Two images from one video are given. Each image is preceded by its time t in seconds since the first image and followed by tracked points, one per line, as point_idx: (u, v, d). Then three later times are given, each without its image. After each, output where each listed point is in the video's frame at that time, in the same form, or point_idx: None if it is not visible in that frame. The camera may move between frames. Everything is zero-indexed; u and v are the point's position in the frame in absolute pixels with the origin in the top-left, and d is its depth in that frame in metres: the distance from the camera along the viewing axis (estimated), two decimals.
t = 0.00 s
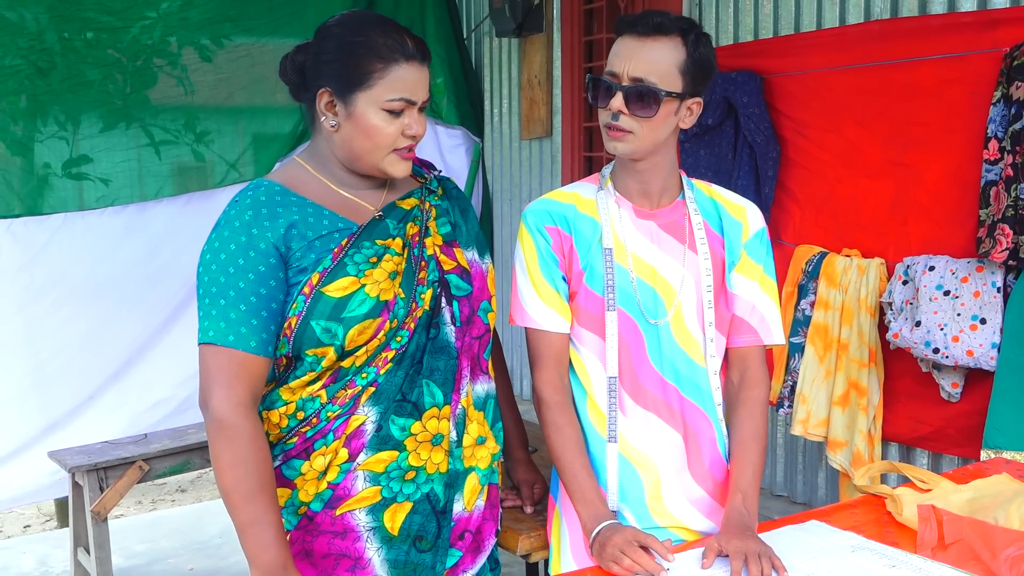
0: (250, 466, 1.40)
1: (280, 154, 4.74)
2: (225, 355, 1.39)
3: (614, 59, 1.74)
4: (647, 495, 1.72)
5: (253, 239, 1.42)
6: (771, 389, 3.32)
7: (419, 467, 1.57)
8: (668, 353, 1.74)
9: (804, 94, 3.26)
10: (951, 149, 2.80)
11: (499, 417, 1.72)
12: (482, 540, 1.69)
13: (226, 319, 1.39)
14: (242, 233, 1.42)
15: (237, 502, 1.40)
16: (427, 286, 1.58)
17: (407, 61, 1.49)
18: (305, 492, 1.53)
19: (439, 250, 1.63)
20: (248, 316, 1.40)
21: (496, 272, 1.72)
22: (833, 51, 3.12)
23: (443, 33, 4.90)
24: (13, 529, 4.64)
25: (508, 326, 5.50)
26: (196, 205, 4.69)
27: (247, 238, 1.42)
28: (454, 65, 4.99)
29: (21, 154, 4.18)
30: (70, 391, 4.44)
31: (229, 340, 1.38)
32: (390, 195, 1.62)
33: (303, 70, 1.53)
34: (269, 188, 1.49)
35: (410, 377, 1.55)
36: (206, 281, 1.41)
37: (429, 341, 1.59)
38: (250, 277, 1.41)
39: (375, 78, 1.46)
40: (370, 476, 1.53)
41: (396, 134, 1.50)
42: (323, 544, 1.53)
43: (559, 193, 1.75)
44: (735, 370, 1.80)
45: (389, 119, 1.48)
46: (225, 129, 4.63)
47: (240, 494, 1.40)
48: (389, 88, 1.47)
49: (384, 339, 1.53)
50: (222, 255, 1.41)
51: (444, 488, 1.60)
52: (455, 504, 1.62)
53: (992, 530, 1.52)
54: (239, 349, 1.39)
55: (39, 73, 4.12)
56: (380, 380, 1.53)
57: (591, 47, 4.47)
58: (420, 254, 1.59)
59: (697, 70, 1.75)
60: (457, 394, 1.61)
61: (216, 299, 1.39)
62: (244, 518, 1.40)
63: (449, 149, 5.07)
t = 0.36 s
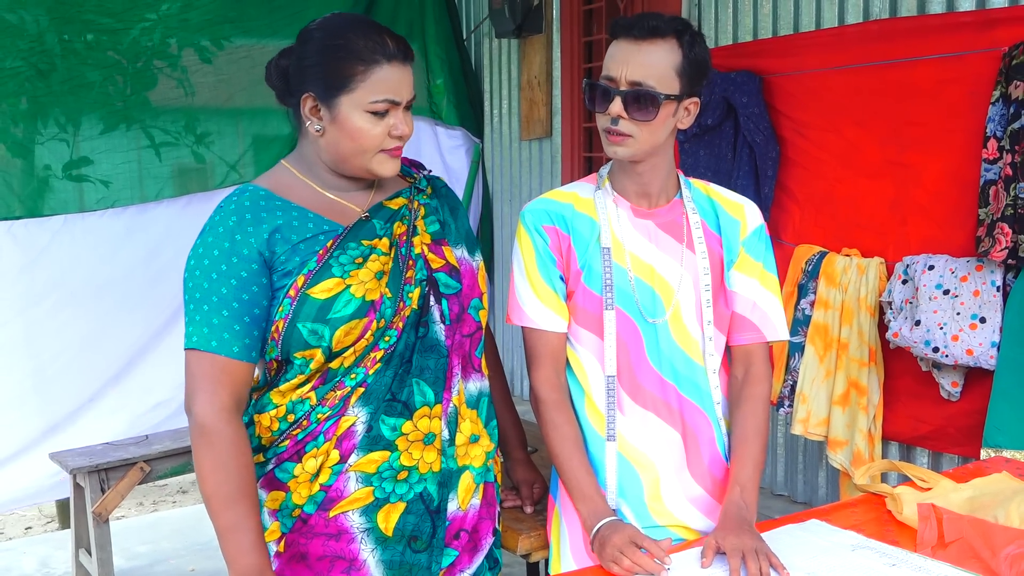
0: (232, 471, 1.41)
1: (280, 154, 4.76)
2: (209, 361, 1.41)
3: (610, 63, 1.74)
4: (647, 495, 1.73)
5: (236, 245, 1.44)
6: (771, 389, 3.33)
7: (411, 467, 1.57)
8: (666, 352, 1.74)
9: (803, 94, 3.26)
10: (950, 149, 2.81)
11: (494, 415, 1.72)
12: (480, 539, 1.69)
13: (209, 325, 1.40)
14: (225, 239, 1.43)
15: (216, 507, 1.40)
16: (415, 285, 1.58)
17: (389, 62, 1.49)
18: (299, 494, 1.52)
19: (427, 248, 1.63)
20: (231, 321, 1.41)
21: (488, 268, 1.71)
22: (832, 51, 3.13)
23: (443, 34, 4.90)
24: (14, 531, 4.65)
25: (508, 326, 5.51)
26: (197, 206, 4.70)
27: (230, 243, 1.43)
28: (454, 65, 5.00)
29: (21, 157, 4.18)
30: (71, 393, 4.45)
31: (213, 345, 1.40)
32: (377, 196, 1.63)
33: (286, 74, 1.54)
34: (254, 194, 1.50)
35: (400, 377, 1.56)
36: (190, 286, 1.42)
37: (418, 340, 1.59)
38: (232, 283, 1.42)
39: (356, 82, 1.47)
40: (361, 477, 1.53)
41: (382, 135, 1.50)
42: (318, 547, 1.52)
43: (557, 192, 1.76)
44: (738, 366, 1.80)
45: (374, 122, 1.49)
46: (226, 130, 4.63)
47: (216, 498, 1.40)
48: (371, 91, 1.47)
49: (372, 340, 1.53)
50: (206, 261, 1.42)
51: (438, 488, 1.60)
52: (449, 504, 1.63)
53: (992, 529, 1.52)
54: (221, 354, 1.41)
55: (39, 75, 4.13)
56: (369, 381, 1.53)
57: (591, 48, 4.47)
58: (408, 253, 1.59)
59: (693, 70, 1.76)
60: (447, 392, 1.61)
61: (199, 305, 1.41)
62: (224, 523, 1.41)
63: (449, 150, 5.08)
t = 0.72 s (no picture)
0: (224, 449, 1.41)
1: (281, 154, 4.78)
2: (186, 362, 1.41)
3: (614, 69, 1.70)
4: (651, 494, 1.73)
5: (230, 252, 1.44)
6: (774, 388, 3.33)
7: (416, 465, 1.57)
8: (669, 350, 1.74)
9: (805, 93, 3.27)
10: (952, 147, 2.81)
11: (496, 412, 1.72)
12: (485, 536, 1.70)
13: (191, 327, 1.41)
14: (219, 245, 1.44)
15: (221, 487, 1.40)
16: (416, 284, 1.59)
17: (394, 70, 1.50)
18: (303, 495, 1.51)
19: (427, 247, 1.63)
20: (212, 327, 1.42)
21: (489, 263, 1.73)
22: (833, 50, 3.13)
23: (445, 34, 4.90)
24: (18, 532, 4.65)
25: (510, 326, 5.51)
26: (199, 207, 4.71)
27: (223, 250, 1.44)
28: (456, 66, 5.01)
29: (24, 158, 4.19)
30: (75, 394, 4.46)
31: (191, 348, 1.41)
32: (376, 195, 1.63)
33: (276, 87, 1.53)
34: (251, 198, 1.50)
35: (402, 377, 1.56)
36: (180, 286, 1.43)
37: (421, 340, 1.60)
38: (218, 289, 1.42)
39: (365, 99, 1.47)
40: (367, 476, 1.53)
41: (396, 141, 1.52)
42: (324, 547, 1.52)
43: (558, 192, 1.77)
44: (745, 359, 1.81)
45: (387, 130, 1.51)
46: (228, 131, 4.65)
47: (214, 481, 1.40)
48: (383, 103, 1.48)
49: (375, 340, 1.54)
50: (196, 265, 1.43)
51: (443, 485, 1.61)
52: (456, 501, 1.63)
53: (996, 526, 1.52)
54: (200, 359, 1.42)
55: (42, 76, 4.13)
56: (372, 382, 1.53)
57: (593, 47, 4.47)
58: (407, 253, 1.60)
59: (695, 69, 1.74)
60: (452, 390, 1.62)
61: (183, 306, 1.41)
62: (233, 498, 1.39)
63: (451, 150, 5.08)
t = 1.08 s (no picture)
0: (238, 457, 1.41)
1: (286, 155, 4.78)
2: (207, 362, 1.40)
3: (624, 71, 1.69)
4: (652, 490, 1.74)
5: (245, 249, 1.43)
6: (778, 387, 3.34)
7: (425, 463, 1.58)
8: (670, 349, 1.74)
9: (809, 93, 3.26)
10: (957, 146, 2.80)
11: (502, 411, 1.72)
12: (492, 535, 1.71)
13: (213, 328, 1.40)
14: (234, 242, 1.43)
15: (226, 497, 1.40)
16: (427, 284, 1.59)
17: (405, 66, 1.50)
18: (311, 492, 1.53)
19: (437, 247, 1.64)
20: (235, 326, 1.41)
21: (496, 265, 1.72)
22: (837, 49, 3.13)
23: (448, 33, 4.90)
24: (23, 530, 4.67)
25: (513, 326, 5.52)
26: (203, 206, 4.71)
27: (239, 247, 1.43)
28: (459, 66, 5.01)
29: (29, 158, 4.21)
30: (79, 393, 4.47)
31: (215, 349, 1.40)
32: (386, 193, 1.64)
33: (288, 82, 1.53)
34: (263, 195, 1.50)
35: (413, 375, 1.57)
36: (196, 287, 1.42)
37: (431, 339, 1.60)
38: (238, 288, 1.42)
39: (377, 93, 1.47)
40: (376, 474, 1.54)
41: (407, 137, 1.52)
42: (332, 545, 1.53)
43: (559, 192, 1.77)
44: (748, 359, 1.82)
45: (398, 126, 1.50)
46: (232, 131, 4.64)
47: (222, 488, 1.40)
48: (394, 98, 1.48)
49: (387, 339, 1.54)
50: (213, 264, 1.42)
51: (451, 483, 1.61)
52: (462, 500, 1.63)
53: (1001, 525, 1.52)
54: (224, 358, 1.41)
55: (47, 77, 4.15)
56: (382, 379, 1.54)
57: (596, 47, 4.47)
58: (419, 252, 1.60)
59: (701, 67, 1.74)
60: (461, 389, 1.62)
61: (204, 307, 1.40)
62: (236, 511, 1.39)
63: (454, 149, 5.02)
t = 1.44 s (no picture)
0: (252, 454, 1.42)
1: (290, 154, 4.79)
2: (222, 358, 1.42)
3: (636, 69, 1.69)
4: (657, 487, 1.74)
5: (260, 246, 1.44)
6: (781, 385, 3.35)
7: (439, 461, 1.59)
8: (673, 347, 1.74)
9: (813, 91, 3.27)
10: (960, 145, 2.81)
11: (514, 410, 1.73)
12: (503, 533, 1.72)
13: (227, 325, 1.41)
14: (250, 238, 1.44)
15: (240, 493, 1.41)
16: (440, 283, 1.60)
17: (417, 65, 1.50)
18: (325, 489, 1.53)
19: (450, 247, 1.65)
20: (249, 322, 1.43)
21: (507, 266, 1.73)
22: (841, 48, 3.13)
23: (452, 33, 4.93)
24: (27, 528, 4.68)
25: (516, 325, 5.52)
26: (207, 205, 4.72)
27: (254, 243, 1.44)
28: (462, 64, 5.02)
29: (33, 157, 4.22)
30: (83, 391, 4.48)
31: (229, 344, 1.41)
32: (398, 194, 1.65)
33: (303, 78, 1.54)
34: (279, 191, 1.51)
35: (427, 373, 1.58)
36: (211, 282, 1.43)
37: (444, 337, 1.61)
38: (252, 284, 1.43)
39: (390, 91, 1.47)
40: (390, 471, 1.54)
41: (418, 136, 1.52)
42: (346, 541, 1.54)
43: (562, 192, 1.78)
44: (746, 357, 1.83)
45: (409, 125, 1.51)
46: (235, 130, 4.66)
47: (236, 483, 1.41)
48: (406, 96, 1.49)
49: (400, 337, 1.54)
50: (227, 260, 1.43)
51: (464, 481, 1.62)
52: (476, 497, 1.65)
53: (1003, 522, 1.53)
54: (238, 354, 1.42)
55: (51, 75, 4.16)
56: (397, 377, 1.54)
57: (599, 46, 4.47)
58: (432, 251, 1.61)
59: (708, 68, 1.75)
60: (474, 387, 1.63)
61: (219, 303, 1.42)
62: (250, 508, 1.40)
63: (458, 148, 5.11)
